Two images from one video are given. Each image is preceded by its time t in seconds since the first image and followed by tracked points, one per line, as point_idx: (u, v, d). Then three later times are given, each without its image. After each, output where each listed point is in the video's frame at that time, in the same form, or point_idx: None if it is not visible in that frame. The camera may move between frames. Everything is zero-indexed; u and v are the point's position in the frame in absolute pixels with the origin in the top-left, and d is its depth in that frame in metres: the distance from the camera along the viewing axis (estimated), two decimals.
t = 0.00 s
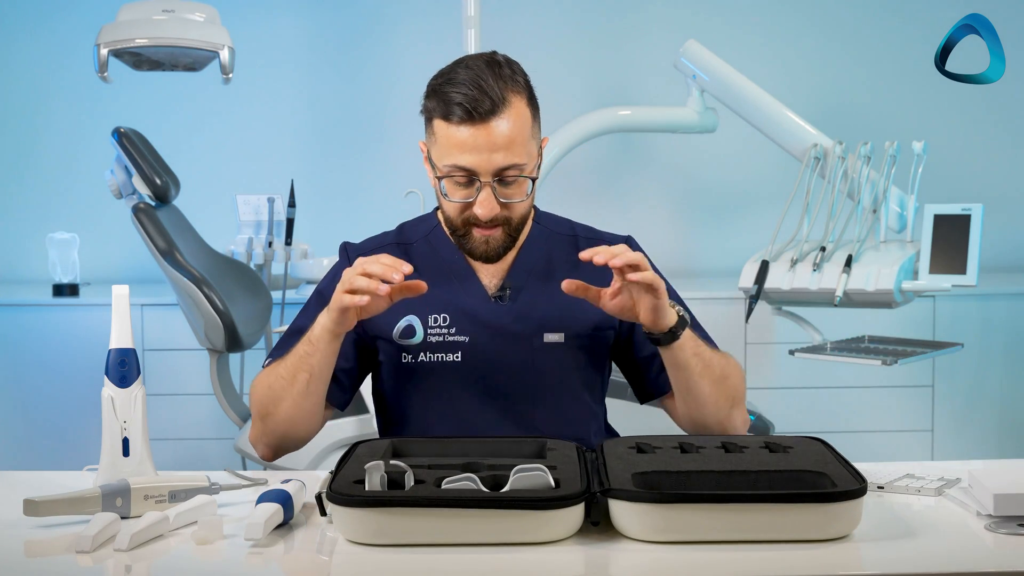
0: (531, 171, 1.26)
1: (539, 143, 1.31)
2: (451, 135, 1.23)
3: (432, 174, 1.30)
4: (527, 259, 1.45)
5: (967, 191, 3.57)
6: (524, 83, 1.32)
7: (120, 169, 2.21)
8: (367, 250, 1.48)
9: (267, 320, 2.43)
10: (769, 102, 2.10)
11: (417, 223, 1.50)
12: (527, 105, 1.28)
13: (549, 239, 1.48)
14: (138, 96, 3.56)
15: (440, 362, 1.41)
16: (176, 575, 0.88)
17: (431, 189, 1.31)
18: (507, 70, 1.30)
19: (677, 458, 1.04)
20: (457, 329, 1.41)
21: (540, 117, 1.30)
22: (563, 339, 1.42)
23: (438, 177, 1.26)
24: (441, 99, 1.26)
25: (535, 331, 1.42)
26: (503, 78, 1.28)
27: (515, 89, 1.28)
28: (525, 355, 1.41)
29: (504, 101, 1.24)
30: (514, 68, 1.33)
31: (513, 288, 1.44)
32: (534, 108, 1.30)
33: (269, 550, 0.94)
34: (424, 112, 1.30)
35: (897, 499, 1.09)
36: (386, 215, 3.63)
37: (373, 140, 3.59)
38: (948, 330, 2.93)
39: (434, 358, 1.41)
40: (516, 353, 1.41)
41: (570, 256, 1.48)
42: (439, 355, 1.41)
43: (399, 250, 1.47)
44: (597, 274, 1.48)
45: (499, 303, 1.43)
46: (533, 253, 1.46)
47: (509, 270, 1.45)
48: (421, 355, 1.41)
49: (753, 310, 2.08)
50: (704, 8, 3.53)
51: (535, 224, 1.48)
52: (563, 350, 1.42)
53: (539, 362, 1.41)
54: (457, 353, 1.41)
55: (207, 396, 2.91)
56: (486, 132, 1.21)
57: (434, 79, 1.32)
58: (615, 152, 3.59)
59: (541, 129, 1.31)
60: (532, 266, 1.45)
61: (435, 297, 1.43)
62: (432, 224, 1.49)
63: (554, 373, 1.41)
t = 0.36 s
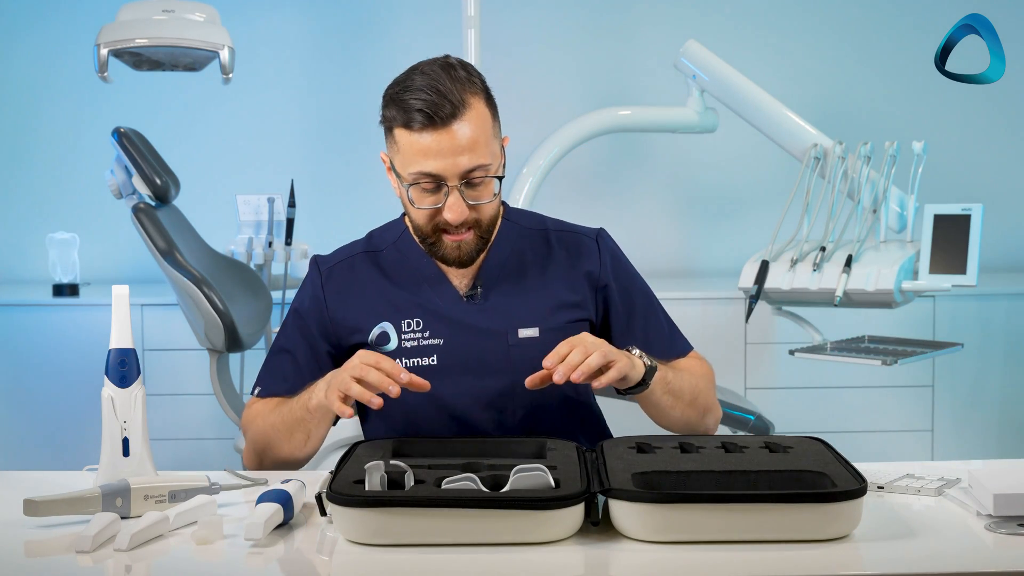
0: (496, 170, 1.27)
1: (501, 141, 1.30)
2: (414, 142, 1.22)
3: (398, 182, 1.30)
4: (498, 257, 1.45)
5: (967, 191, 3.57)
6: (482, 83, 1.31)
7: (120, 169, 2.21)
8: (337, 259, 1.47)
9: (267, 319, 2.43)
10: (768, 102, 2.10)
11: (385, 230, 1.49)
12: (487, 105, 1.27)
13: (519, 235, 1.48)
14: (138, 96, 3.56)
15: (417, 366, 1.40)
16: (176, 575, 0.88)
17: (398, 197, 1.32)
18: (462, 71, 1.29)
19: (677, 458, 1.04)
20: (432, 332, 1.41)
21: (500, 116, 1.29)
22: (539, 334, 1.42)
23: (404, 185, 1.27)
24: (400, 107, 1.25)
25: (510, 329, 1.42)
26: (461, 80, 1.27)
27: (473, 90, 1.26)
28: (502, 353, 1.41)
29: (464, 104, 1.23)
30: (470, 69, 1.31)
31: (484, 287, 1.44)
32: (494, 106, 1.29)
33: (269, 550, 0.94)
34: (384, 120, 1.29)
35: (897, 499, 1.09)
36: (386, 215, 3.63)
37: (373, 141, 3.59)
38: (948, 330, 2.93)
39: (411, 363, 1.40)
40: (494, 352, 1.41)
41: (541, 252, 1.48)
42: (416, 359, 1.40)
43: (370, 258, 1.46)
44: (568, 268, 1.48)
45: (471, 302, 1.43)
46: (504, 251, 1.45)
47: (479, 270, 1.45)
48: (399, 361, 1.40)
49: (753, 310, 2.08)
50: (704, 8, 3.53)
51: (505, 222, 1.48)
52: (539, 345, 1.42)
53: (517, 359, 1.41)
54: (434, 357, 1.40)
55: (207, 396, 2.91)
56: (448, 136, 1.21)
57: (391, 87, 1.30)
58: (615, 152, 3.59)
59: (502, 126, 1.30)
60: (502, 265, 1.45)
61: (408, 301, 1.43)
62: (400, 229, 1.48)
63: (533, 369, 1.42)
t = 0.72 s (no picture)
0: (492, 177, 1.26)
1: (500, 148, 1.30)
2: (409, 145, 1.22)
3: (393, 183, 1.30)
4: (497, 264, 1.44)
5: (967, 191, 3.57)
6: (484, 87, 1.30)
7: (120, 169, 2.21)
8: (333, 263, 1.46)
9: (267, 320, 2.43)
10: (768, 102, 2.10)
11: (382, 232, 1.49)
12: (486, 110, 1.26)
13: (519, 241, 1.48)
14: (138, 96, 3.56)
15: (415, 378, 1.40)
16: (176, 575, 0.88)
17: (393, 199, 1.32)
18: (462, 74, 1.28)
19: (677, 458, 1.04)
20: (429, 344, 1.41)
21: (499, 122, 1.28)
22: (539, 347, 1.42)
23: (399, 187, 1.26)
24: (397, 107, 1.24)
25: (510, 342, 1.42)
26: (461, 85, 1.26)
27: (473, 94, 1.26)
28: (501, 365, 1.41)
29: (462, 108, 1.23)
30: (473, 73, 1.31)
31: (484, 296, 1.43)
32: (493, 111, 1.29)
33: (268, 550, 0.94)
34: (380, 119, 1.29)
35: (897, 499, 1.09)
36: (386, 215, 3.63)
37: (373, 141, 3.58)
38: (948, 330, 2.93)
39: (409, 374, 1.40)
40: (493, 363, 1.41)
41: (540, 258, 1.48)
42: (414, 371, 1.40)
43: (366, 261, 1.46)
44: (567, 275, 1.48)
45: (470, 311, 1.42)
46: (503, 257, 1.45)
47: (478, 278, 1.44)
48: (396, 373, 1.40)
49: (753, 310, 2.08)
50: (704, 8, 3.53)
51: (504, 227, 1.48)
52: (538, 357, 1.42)
53: (517, 372, 1.41)
54: (432, 369, 1.40)
55: (207, 396, 2.91)
56: (444, 140, 1.21)
57: (390, 86, 1.30)
58: (614, 153, 3.59)
59: (502, 132, 1.30)
60: (502, 272, 1.45)
61: (405, 310, 1.43)
62: (397, 232, 1.48)
63: (531, 381, 1.42)
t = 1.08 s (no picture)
0: (506, 176, 1.26)
1: (515, 146, 1.31)
2: (423, 139, 1.22)
3: (405, 179, 1.29)
4: (507, 266, 1.44)
5: (967, 191, 3.57)
6: (500, 84, 1.31)
7: (120, 169, 2.21)
8: (342, 258, 1.47)
9: (267, 320, 2.43)
10: (768, 102, 2.10)
11: (393, 228, 1.50)
12: (502, 108, 1.27)
13: (530, 244, 1.47)
14: (138, 96, 3.56)
15: (421, 381, 1.41)
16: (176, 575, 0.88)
17: (405, 195, 1.31)
18: (479, 72, 1.29)
19: (677, 458, 1.04)
20: (437, 348, 1.41)
21: (515, 120, 1.29)
22: (547, 355, 1.42)
23: (411, 182, 1.26)
24: (412, 102, 1.24)
25: (519, 349, 1.42)
26: (478, 81, 1.27)
27: (490, 91, 1.26)
28: (507, 372, 1.41)
29: (478, 104, 1.23)
30: (490, 71, 1.32)
31: (492, 302, 1.43)
32: (509, 110, 1.29)
33: (268, 550, 0.94)
34: (395, 114, 1.29)
35: (897, 499, 1.09)
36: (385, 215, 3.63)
37: (372, 141, 3.58)
38: (948, 330, 2.93)
39: (415, 377, 1.41)
40: (499, 369, 1.41)
41: (550, 263, 1.48)
42: (420, 374, 1.41)
43: (375, 257, 1.47)
44: (575, 281, 1.48)
45: (478, 315, 1.42)
46: (512, 259, 1.45)
47: (487, 281, 1.44)
48: (402, 374, 1.41)
49: (753, 310, 2.08)
50: (704, 7, 3.53)
51: (516, 230, 1.47)
52: (545, 365, 1.42)
53: (523, 379, 1.42)
54: (439, 373, 1.41)
55: (207, 396, 2.91)
56: (458, 135, 1.21)
57: (407, 82, 1.30)
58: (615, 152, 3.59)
59: (517, 131, 1.31)
60: (511, 274, 1.44)
61: (414, 311, 1.43)
62: (407, 230, 1.48)
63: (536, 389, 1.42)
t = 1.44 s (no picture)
0: (519, 176, 1.26)
1: (530, 148, 1.30)
2: (438, 134, 1.22)
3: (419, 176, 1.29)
4: (520, 266, 1.44)
5: (967, 191, 3.57)
6: (518, 86, 1.31)
7: (120, 169, 2.21)
8: (355, 253, 1.46)
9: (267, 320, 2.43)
10: (768, 102, 2.10)
11: (407, 224, 1.49)
12: (517, 108, 1.27)
13: (544, 246, 1.47)
14: (139, 96, 3.56)
15: (432, 379, 1.41)
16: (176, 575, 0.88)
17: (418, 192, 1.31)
18: (497, 72, 1.29)
19: (677, 458, 1.04)
20: (449, 346, 1.41)
21: (531, 122, 1.29)
22: (557, 357, 1.42)
23: (424, 178, 1.26)
24: (428, 97, 1.25)
25: (530, 349, 1.42)
26: (494, 81, 1.27)
27: (505, 91, 1.27)
28: (517, 373, 1.41)
29: (493, 102, 1.23)
30: (509, 72, 1.32)
31: (506, 302, 1.43)
32: (525, 111, 1.30)
33: (268, 550, 0.94)
34: (412, 110, 1.29)
35: (897, 499, 1.09)
36: (385, 215, 3.63)
37: (372, 140, 3.58)
38: (948, 330, 2.93)
39: (426, 375, 1.41)
40: (510, 370, 1.41)
41: (563, 265, 1.47)
42: (431, 372, 1.41)
43: (389, 253, 1.46)
44: (588, 284, 1.47)
45: (490, 315, 1.42)
46: (526, 260, 1.44)
47: (501, 281, 1.44)
48: (413, 371, 1.41)
49: (753, 310, 2.08)
50: (704, 7, 3.54)
51: (530, 232, 1.46)
52: (555, 367, 1.42)
53: (533, 380, 1.42)
54: (450, 370, 1.41)
55: (207, 396, 2.91)
56: (473, 133, 1.21)
57: (425, 79, 1.31)
58: (615, 152, 3.59)
59: (532, 133, 1.31)
60: (524, 275, 1.44)
61: (425, 308, 1.43)
62: (421, 227, 1.47)
63: (546, 390, 1.42)
